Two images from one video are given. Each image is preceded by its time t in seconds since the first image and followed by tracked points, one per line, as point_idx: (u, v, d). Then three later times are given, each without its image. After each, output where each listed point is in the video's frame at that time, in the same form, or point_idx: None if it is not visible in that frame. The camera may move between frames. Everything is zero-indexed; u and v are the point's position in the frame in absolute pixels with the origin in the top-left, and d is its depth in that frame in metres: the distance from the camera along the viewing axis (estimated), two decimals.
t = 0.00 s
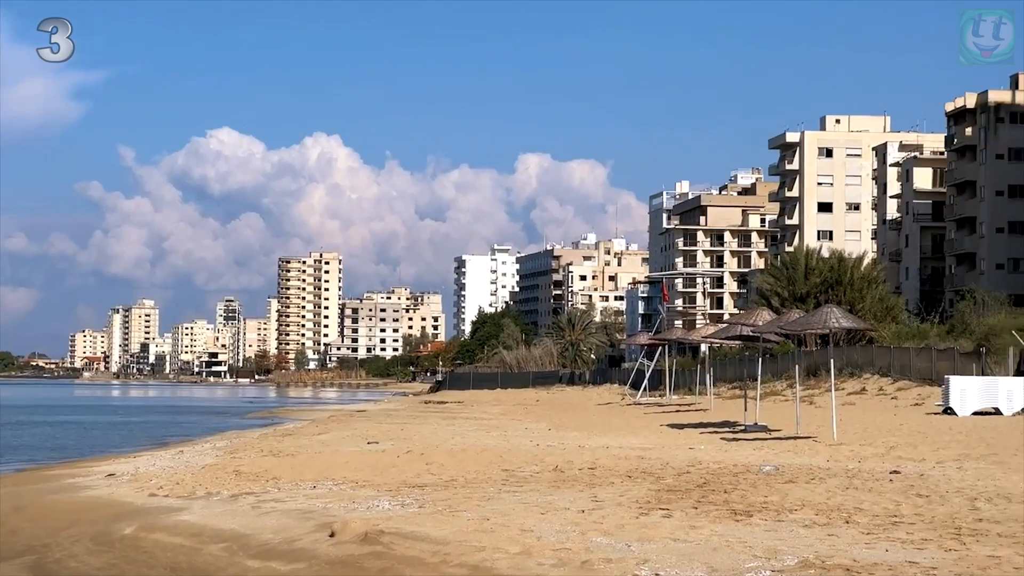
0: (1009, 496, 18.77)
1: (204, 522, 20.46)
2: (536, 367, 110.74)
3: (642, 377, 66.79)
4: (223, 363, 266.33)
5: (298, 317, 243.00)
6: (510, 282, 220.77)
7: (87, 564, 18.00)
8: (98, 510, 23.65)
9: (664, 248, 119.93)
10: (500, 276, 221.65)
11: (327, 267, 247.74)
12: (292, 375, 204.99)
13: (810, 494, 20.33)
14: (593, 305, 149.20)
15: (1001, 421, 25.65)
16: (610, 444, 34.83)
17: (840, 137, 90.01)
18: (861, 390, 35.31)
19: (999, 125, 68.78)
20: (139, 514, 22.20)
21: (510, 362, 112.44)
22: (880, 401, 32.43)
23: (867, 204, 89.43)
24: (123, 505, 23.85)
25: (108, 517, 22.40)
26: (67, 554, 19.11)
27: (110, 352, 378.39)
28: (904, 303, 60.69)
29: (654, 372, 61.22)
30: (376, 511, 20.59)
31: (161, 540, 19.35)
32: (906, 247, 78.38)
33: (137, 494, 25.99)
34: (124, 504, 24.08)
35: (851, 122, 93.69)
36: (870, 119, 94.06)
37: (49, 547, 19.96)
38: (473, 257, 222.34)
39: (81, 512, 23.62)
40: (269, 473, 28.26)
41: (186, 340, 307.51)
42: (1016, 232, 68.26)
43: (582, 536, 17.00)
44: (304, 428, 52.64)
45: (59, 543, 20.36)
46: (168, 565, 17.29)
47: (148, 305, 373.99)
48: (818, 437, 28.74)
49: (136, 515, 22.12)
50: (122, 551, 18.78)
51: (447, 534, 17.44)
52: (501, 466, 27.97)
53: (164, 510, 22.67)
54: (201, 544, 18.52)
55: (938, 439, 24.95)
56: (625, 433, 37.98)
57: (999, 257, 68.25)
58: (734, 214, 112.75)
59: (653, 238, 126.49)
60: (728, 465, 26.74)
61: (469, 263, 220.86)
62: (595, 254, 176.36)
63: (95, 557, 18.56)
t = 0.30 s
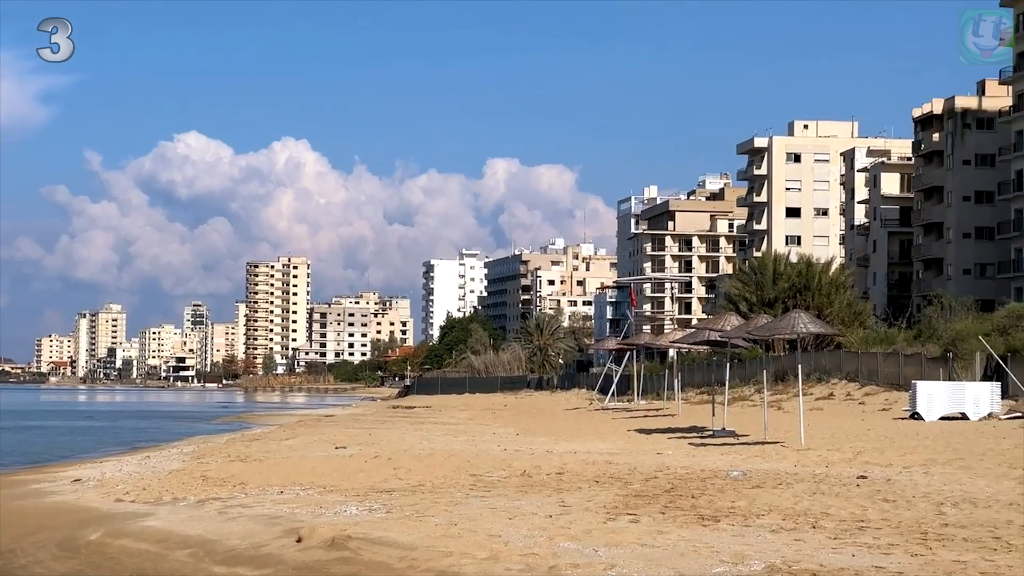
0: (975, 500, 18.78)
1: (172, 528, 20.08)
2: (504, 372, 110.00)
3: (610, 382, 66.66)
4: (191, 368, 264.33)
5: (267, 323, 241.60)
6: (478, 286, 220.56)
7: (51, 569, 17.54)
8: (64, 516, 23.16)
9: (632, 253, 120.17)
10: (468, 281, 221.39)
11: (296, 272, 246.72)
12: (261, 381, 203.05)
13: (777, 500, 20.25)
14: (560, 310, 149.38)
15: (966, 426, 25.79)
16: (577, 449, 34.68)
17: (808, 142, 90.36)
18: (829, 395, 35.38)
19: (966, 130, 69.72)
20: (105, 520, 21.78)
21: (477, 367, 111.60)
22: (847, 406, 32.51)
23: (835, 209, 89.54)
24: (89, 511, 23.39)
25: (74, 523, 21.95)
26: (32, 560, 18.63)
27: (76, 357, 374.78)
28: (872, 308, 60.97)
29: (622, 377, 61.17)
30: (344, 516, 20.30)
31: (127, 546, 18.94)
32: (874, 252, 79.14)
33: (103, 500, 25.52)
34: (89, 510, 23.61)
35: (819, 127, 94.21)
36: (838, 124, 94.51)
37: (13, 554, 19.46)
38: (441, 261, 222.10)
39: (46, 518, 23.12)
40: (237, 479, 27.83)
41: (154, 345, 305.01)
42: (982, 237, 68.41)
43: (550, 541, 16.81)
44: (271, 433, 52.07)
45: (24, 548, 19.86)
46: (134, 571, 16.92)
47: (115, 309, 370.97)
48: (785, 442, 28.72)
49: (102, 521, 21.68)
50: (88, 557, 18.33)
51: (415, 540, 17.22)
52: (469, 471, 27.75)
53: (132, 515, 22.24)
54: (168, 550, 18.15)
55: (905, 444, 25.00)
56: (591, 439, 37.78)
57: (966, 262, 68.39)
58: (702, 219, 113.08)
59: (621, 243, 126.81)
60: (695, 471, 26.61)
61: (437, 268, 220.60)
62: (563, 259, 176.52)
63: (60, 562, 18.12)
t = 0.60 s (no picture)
0: (933, 507, 18.79)
1: (129, 535, 19.63)
2: (464, 377, 107.59)
3: (570, 389, 66.58)
4: (149, 375, 261.64)
5: (226, 328, 239.89)
6: (439, 293, 220.15)
7: None
8: (18, 522, 22.59)
9: (592, 259, 120.46)
10: (429, 287, 220.98)
11: (256, 278, 245.34)
12: (220, 387, 201.01)
13: (737, 506, 20.18)
14: (521, 317, 149.23)
15: (925, 433, 25.88)
16: (537, 456, 34.52)
17: (768, 149, 90.99)
18: (788, 402, 35.52)
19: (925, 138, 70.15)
20: (60, 527, 21.24)
21: (437, 373, 108.86)
22: (807, 412, 32.63)
23: (794, 216, 90.47)
24: (44, 518, 22.83)
25: (28, 530, 21.38)
26: None
27: (32, 363, 369.73)
28: (832, 315, 61.40)
29: (583, 383, 61.16)
30: (302, 523, 19.95)
31: (84, 553, 18.48)
32: (834, 258, 79.64)
33: (60, 507, 24.95)
34: (44, 517, 23.04)
35: (779, 134, 94.85)
36: (798, 131, 95.24)
37: None
38: (402, 268, 221.39)
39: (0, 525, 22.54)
40: (196, 485, 27.36)
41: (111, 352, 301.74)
42: (941, 244, 69.18)
43: (508, 548, 16.60)
44: (231, 439, 51.50)
45: None
46: None
47: (73, 316, 366.52)
48: (745, 449, 28.74)
49: (57, 529, 21.15)
50: (42, 564, 17.86)
51: (374, 546, 16.91)
52: (428, 477, 27.45)
53: (88, 522, 21.72)
54: (125, 557, 17.72)
55: (864, 450, 25.02)
56: (552, 445, 37.65)
57: (924, 269, 69.09)
58: (663, 226, 113.53)
59: (582, 249, 127.12)
60: (655, 477, 26.51)
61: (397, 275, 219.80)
62: (523, 266, 176.57)
63: (13, 570, 17.61)
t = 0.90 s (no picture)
0: (900, 513, 18.82)
1: (96, 542, 19.29)
2: (433, 382, 108.89)
3: (540, 395, 66.50)
4: (117, 380, 259.47)
5: (196, 334, 238.52)
6: (409, 298, 219.61)
7: None
8: None
9: (561, 265, 120.60)
10: (398, 292, 220.43)
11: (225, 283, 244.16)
12: (189, 393, 199.40)
13: (705, 512, 20.13)
14: (490, 323, 149.14)
15: (892, 439, 25.98)
16: (506, 462, 34.36)
17: (737, 155, 91.39)
18: (757, 407, 35.60)
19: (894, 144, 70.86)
20: (26, 534, 20.86)
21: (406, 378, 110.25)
22: (776, 418, 32.69)
23: (764, 222, 90.92)
24: (10, 524, 22.43)
25: None
26: None
27: None
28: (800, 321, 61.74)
29: (553, 389, 61.11)
30: (271, 529, 19.70)
31: (51, 559, 18.14)
32: (803, 264, 80.06)
33: (26, 513, 24.52)
34: (11, 523, 22.63)
35: (748, 140, 95.29)
36: (767, 137, 95.72)
37: None
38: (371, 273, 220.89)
39: None
40: (164, 491, 26.99)
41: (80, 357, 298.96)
42: (909, 250, 69.62)
43: (477, 554, 16.43)
44: (201, 445, 51.09)
45: None
46: None
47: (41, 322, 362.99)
48: (714, 455, 28.72)
49: (23, 535, 20.77)
50: (8, 570, 17.50)
51: (342, 552, 16.70)
52: (397, 483, 27.23)
53: (56, 529, 21.35)
54: (92, 563, 17.41)
55: (833, 456, 25.10)
56: (521, 451, 37.52)
57: (893, 275, 69.55)
58: (632, 232, 113.77)
59: (551, 255, 127.23)
60: (624, 483, 26.41)
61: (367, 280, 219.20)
62: (493, 271, 176.46)
63: None
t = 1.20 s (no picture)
0: (860, 520, 18.80)
1: (53, 550, 18.86)
2: (397, 390, 105.69)
3: (503, 402, 66.27)
4: (76, 387, 256.29)
5: (157, 340, 236.18)
6: (371, 305, 218.68)
7: None
8: None
9: (523, 272, 120.53)
10: (360, 299, 219.47)
11: (186, 289, 242.16)
12: (149, 399, 197.18)
13: (667, 519, 20.02)
14: (453, 330, 148.63)
15: (853, 446, 26.04)
16: (467, 469, 34.12)
17: (700, 162, 91.86)
18: (719, 415, 35.65)
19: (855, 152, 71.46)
20: None
21: (368, 387, 106.46)
22: (738, 426, 32.70)
23: (726, 230, 91.32)
24: None
25: None
26: None
27: None
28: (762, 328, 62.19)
29: (514, 396, 60.87)
30: (232, 536, 19.34)
31: (7, 567, 17.68)
32: (765, 272, 80.53)
33: None
34: None
35: (710, 147, 95.70)
36: (729, 145, 96.23)
37: None
38: (334, 280, 219.50)
39: None
40: (123, 499, 26.49)
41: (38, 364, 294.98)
42: (870, 257, 70.21)
43: (439, 561, 16.19)
44: (160, 452, 50.39)
45: None
46: None
47: None
48: (675, 462, 28.66)
49: None
50: None
51: (302, 559, 16.42)
52: (358, 490, 26.87)
53: (12, 536, 20.84)
54: (49, 571, 16.98)
55: (794, 463, 25.10)
56: (482, 458, 37.29)
57: (854, 283, 70.08)
58: (594, 239, 113.91)
59: (514, 262, 127.18)
60: (586, 490, 26.25)
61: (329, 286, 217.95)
62: (455, 278, 176.11)
63: None
